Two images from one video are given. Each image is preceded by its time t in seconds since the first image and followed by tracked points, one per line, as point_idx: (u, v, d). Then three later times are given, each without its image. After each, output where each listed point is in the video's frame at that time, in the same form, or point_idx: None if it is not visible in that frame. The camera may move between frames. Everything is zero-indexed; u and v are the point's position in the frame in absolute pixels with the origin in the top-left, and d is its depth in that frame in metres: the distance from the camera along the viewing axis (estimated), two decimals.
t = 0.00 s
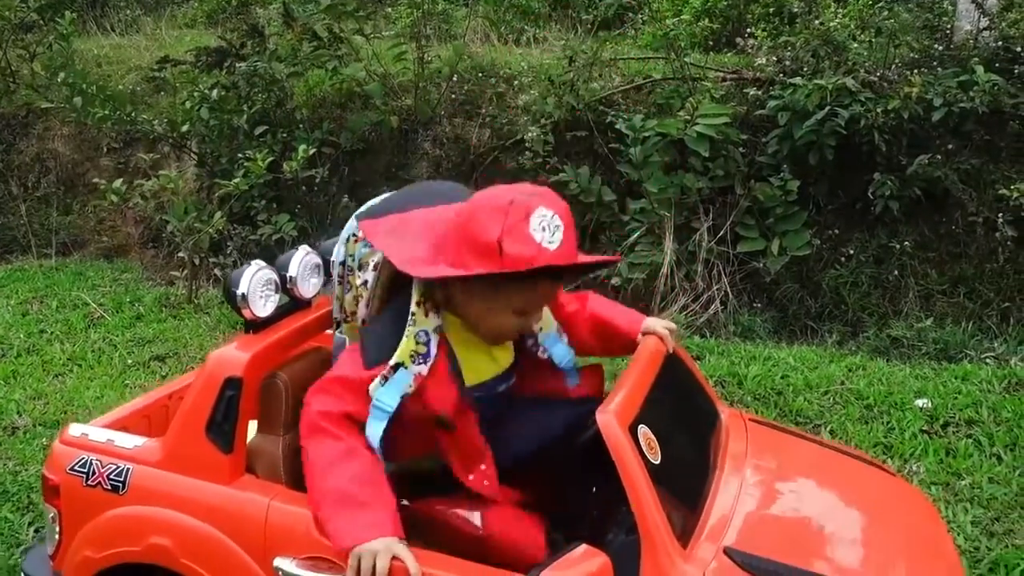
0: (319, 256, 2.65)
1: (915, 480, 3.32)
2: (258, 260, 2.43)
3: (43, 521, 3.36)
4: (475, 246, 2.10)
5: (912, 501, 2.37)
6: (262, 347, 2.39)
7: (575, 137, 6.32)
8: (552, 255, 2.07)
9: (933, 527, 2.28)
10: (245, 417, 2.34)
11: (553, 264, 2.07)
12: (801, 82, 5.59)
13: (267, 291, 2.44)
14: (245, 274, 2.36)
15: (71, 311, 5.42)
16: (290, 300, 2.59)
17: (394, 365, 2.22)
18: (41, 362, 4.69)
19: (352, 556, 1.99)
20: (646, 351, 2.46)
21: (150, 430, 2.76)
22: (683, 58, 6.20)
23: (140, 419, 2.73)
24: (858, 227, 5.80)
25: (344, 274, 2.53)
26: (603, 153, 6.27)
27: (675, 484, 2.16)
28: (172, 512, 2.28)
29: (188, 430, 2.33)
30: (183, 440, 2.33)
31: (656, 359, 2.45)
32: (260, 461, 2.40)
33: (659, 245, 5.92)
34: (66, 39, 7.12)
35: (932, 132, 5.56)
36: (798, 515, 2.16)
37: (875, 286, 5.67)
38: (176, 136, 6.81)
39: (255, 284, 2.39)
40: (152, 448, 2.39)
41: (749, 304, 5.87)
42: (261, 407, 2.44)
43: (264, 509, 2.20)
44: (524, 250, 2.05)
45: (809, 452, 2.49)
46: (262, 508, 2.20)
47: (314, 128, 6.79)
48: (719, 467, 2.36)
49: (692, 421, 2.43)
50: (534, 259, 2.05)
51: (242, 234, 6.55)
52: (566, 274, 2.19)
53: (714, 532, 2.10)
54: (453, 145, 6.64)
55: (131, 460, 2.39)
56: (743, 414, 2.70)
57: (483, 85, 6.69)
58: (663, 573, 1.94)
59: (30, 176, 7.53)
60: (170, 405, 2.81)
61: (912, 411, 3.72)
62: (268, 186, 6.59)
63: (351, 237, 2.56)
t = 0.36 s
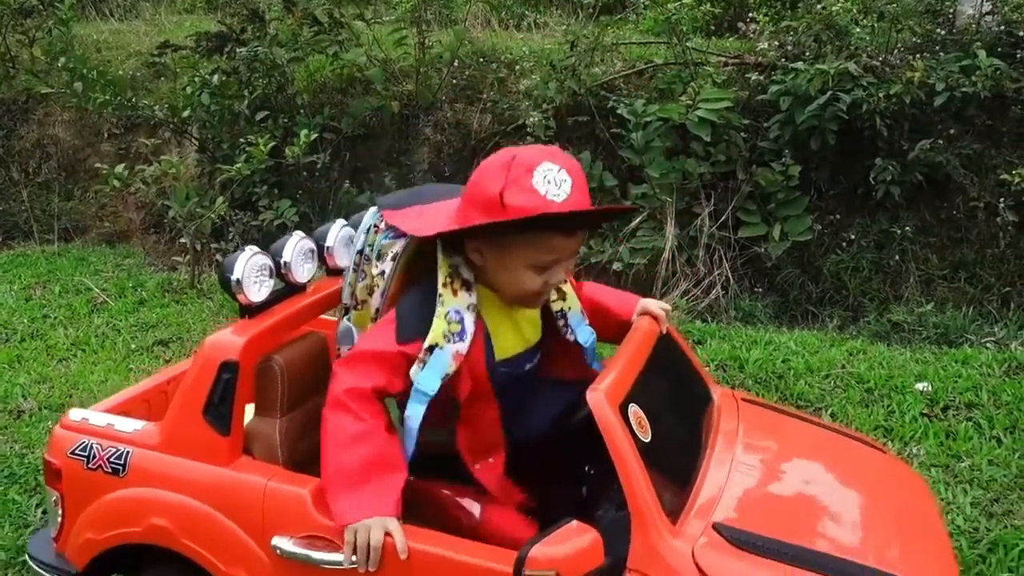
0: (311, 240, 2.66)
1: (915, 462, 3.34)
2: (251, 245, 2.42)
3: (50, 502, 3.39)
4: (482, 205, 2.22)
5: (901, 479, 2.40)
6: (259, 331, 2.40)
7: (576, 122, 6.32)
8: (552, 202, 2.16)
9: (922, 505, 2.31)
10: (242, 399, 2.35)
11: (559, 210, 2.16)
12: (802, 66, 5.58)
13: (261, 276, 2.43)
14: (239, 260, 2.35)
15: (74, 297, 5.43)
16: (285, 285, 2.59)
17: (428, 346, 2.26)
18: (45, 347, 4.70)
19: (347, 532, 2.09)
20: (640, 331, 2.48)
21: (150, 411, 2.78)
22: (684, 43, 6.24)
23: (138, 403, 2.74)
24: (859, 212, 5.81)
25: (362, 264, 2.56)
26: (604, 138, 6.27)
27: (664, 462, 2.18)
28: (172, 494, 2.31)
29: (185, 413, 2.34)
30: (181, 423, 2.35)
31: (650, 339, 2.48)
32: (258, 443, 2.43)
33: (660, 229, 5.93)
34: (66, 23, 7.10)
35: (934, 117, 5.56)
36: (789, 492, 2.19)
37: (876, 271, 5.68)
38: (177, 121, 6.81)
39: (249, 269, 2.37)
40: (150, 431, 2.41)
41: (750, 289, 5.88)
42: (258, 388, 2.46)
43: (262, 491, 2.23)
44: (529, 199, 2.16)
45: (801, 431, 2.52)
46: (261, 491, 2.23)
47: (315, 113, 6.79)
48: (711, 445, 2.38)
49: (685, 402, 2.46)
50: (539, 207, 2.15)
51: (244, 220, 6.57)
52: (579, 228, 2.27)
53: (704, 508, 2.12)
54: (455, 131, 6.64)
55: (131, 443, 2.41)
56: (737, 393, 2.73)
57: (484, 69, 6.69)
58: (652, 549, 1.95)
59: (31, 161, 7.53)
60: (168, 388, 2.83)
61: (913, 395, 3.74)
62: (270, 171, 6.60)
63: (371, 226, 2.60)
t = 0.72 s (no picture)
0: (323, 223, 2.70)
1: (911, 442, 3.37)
2: (265, 227, 2.45)
3: (56, 483, 3.42)
4: (470, 164, 2.32)
5: (909, 459, 2.43)
6: (273, 311, 2.41)
7: (575, 107, 6.32)
8: (540, 162, 2.28)
9: (931, 484, 2.34)
10: (257, 380, 2.37)
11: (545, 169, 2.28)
12: (801, 50, 5.59)
13: (275, 257, 2.46)
14: (253, 241, 2.38)
15: (76, 281, 5.45)
16: (298, 266, 2.62)
17: (404, 293, 2.33)
18: (47, 331, 4.73)
19: (364, 510, 2.11)
20: (651, 312, 2.51)
21: (164, 393, 2.80)
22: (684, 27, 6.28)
23: (154, 385, 2.77)
24: (857, 196, 5.81)
25: (363, 274, 2.58)
26: (604, 123, 6.27)
27: (677, 440, 2.20)
28: (189, 474, 2.33)
29: (201, 394, 2.35)
30: (197, 404, 2.36)
31: (662, 320, 2.50)
32: (273, 424, 2.44)
33: (659, 214, 5.95)
34: (65, 9, 7.10)
35: (933, 101, 5.56)
36: (801, 471, 2.22)
37: (874, 255, 5.70)
38: (176, 107, 6.81)
39: (264, 250, 2.41)
40: (166, 411, 2.42)
41: (749, 273, 5.90)
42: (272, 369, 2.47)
43: (279, 472, 2.26)
44: (518, 159, 2.27)
45: (810, 411, 2.55)
46: (277, 471, 2.26)
47: (314, 98, 6.79)
48: (722, 423, 2.42)
49: (697, 382, 2.48)
50: (526, 164, 2.27)
51: (243, 206, 6.61)
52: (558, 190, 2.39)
53: (716, 486, 2.14)
54: (454, 116, 6.66)
55: (146, 423, 2.43)
56: (745, 374, 2.76)
57: (483, 55, 6.69)
58: (664, 524, 1.98)
59: (31, 147, 7.53)
60: (182, 370, 2.85)
61: (909, 376, 3.77)
62: (269, 156, 6.61)
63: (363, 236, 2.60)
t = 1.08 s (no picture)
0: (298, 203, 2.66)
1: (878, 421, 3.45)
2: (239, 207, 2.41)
3: (29, 472, 3.40)
4: (431, 143, 2.37)
5: (870, 434, 2.50)
6: (249, 289, 2.40)
7: (549, 94, 6.34)
8: (498, 144, 2.33)
9: (891, 457, 2.42)
10: (232, 357, 2.36)
11: (501, 150, 2.32)
12: (771, 37, 5.65)
13: (250, 237, 2.43)
14: (228, 220, 2.34)
15: (45, 272, 5.40)
16: (273, 247, 2.58)
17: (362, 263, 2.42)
18: (17, 322, 4.68)
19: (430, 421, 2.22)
20: (622, 288, 2.54)
21: (139, 372, 2.80)
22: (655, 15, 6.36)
23: (127, 365, 2.76)
24: (827, 181, 5.89)
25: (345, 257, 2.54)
26: (577, 110, 6.27)
27: (645, 416, 2.24)
28: (165, 451, 2.33)
29: (176, 371, 2.35)
30: (172, 381, 2.35)
31: (632, 297, 2.53)
32: (248, 401, 2.42)
33: (632, 200, 6.00)
34: None
35: (900, 87, 5.62)
36: (767, 446, 2.27)
37: (843, 239, 5.79)
38: (145, 95, 6.78)
39: (239, 230, 2.37)
40: (142, 388, 2.42)
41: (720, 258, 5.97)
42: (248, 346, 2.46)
43: (254, 448, 2.26)
44: (475, 140, 2.32)
45: (775, 389, 2.61)
46: (253, 448, 2.27)
47: (286, 86, 6.75)
48: (690, 400, 2.46)
49: (665, 360, 2.53)
50: (484, 146, 2.32)
51: (215, 194, 6.56)
52: (520, 173, 2.44)
53: (682, 460, 2.17)
54: (428, 104, 6.65)
55: (122, 401, 2.42)
56: (712, 353, 2.81)
57: (456, 42, 6.71)
58: (633, 498, 2.01)
59: None
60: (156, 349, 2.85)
61: (876, 356, 3.86)
62: (240, 145, 6.57)
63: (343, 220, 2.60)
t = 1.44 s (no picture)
0: (231, 194, 2.63)
1: (813, 409, 3.52)
2: (169, 197, 2.38)
3: None
4: (376, 138, 2.34)
5: (802, 421, 2.56)
6: (178, 282, 2.34)
7: (492, 88, 6.33)
8: (442, 140, 2.31)
9: (821, 445, 2.48)
10: (162, 351, 2.30)
11: (447, 147, 2.30)
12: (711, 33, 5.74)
13: (180, 228, 2.40)
14: (157, 210, 2.32)
15: None
16: (204, 238, 2.54)
17: (348, 281, 2.36)
18: None
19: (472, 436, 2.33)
20: (561, 279, 2.55)
21: (65, 368, 2.72)
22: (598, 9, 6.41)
23: (53, 360, 2.68)
24: (767, 175, 6.00)
25: (278, 249, 2.50)
26: (520, 105, 6.28)
27: (581, 404, 2.26)
28: (90, 448, 2.27)
29: (103, 366, 2.28)
30: (98, 376, 2.29)
31: (571, 287, 2.55)
32: (179, 395, 2.38)
33: (576, 194, 6.03)
34: None
35: (835, 83, 5.75)
36: (701, 433, 2.31)
37: (782, 233, 5.91)
38: (79, 87, 6.71)
39: (168, 219, 2.34)
40: (67, 384, 2.35)
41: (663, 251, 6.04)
42: (178, 340, 2.41)
43: (184, 443, 2.22)
44: (419, 136, 2.29)
45: (711, 377, 2.66)
46: (183, 442, 2.22)
47: (225, 79, 6.62)
48: (626, 388, 2.49)
49: (603, 349, 2.55)
50: (429, 142, 2.29)
51: (152, 190, 6.41)
52: (464, 168, 2.43)
53: (617, 448, 2.20)
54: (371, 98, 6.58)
55: (46, 397, 2.35)
56: (651, 343, 2.84)
57: (399, 36, 6.71)
58: (568, 486, 2.03)
59: None
60: (84, 345, 2.77)
61: (811, 345, 3.95)
62: (178, 139, 6.44)
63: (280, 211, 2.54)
